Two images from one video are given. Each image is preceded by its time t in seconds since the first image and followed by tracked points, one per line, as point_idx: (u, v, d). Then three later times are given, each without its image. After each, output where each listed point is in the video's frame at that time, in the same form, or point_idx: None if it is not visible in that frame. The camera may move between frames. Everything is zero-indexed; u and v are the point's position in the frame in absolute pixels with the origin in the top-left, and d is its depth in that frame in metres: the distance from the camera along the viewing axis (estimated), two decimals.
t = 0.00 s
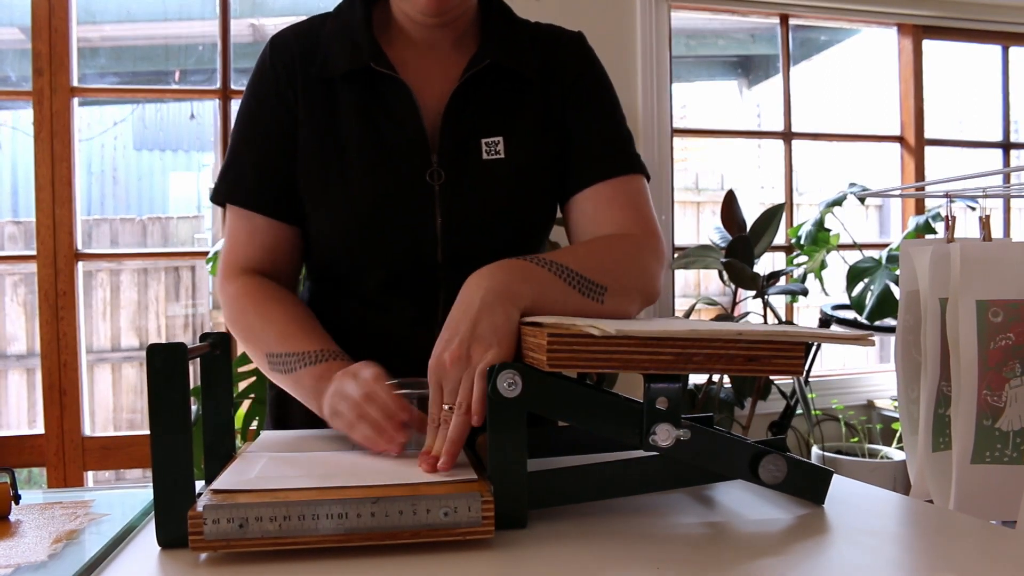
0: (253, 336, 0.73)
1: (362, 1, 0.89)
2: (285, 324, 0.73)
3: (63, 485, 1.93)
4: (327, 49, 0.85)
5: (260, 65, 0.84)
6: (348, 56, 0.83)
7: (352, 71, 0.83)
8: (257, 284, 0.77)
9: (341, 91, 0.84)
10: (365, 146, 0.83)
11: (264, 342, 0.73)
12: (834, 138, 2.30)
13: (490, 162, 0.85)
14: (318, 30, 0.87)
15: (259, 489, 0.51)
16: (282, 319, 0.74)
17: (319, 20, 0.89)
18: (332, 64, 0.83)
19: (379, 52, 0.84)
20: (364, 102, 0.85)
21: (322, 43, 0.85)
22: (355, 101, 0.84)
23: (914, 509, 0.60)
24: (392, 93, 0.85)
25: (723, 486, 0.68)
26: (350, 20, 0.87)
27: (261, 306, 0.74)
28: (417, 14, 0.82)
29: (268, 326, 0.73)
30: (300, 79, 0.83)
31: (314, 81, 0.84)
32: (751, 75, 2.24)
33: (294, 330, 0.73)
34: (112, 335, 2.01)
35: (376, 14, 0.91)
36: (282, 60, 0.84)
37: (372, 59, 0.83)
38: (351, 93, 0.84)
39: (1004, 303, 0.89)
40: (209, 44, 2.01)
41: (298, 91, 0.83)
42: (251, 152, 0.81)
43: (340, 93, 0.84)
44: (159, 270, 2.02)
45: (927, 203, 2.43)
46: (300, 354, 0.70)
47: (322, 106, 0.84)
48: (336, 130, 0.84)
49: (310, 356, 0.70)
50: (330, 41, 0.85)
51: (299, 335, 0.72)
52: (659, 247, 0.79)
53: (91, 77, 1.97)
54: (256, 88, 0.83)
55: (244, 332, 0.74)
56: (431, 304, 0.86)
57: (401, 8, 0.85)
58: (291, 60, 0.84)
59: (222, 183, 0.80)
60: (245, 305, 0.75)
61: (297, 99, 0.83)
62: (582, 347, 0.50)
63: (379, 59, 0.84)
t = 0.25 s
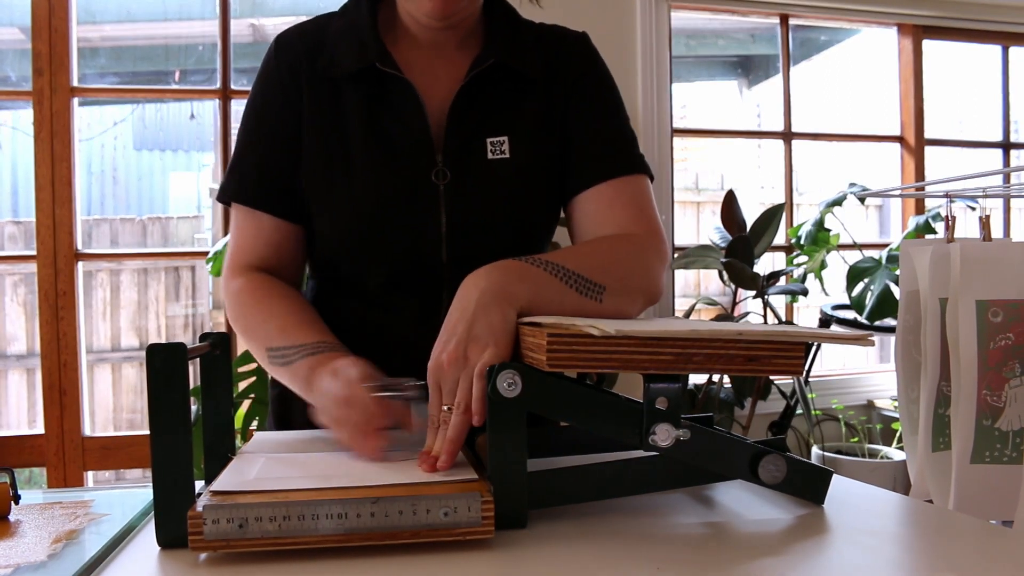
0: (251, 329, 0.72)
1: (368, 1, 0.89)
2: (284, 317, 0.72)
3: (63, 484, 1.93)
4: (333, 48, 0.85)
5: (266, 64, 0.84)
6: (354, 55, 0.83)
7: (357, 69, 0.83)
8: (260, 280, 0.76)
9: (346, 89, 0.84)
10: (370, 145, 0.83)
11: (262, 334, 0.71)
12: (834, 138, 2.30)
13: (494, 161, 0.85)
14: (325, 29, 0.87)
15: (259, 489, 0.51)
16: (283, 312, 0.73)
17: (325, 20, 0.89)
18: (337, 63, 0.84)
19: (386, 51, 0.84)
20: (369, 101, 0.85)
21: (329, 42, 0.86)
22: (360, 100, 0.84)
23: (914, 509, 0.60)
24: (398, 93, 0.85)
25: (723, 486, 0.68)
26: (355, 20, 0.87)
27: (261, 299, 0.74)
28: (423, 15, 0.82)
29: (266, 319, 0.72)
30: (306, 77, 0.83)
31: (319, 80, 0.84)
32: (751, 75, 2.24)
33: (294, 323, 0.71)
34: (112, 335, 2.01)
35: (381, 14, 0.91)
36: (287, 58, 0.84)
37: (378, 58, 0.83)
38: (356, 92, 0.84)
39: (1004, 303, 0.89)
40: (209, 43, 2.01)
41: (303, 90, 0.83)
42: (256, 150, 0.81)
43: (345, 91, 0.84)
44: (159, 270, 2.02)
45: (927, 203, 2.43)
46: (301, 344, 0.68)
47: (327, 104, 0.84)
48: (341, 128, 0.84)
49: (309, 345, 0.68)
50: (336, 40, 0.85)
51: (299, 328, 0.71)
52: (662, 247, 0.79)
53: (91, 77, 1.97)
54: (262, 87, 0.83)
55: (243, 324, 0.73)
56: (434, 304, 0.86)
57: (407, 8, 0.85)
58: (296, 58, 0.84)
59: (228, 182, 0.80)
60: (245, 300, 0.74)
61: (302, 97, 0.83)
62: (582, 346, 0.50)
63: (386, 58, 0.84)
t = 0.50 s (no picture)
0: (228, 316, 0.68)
1: None
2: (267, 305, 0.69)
3: (63, 484, 1.93)
4: (334, 45, 0.84)
5: (264, 59, 0.84)
6: (355, 52, 0.83)
7: (359, 66, 0.83)
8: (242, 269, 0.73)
9: (347, 85, 0.84)
10: (371, 142, 0.83)
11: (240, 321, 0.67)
12: (834, 138, 2.30)
13: (494, 157, 0.85)
14: (325, 26, 0.87)
15: (258, 489, 0.51)
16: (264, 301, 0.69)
17: (325, 17, 0.89)
18: (339, 59, 0.83)
19: (387, 47, 0.84)
20: (371, 97, 0.85)
21: (329, 38, 0.85)
22: (362, 97, 0.84)
23: (913, 509, 0.60)
24: (400, 91, 0.86)
25: (723, 486, 0.68)
26: (356, 16, 0.87)
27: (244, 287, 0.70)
28: (426, 13, 0.82)
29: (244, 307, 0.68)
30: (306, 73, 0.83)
31: (319, 75, 0.83)
32: (751, 75, 2.24)
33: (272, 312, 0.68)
34: (112, 335, 2.01)
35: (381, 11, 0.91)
36: (286, 51, 0.83)
37: (381, 55, 0.83)
38: (358, 89, 0.84)
39: (1004, 303, 0.89)
40: (209, 43, 2.01)
41: (302, 86, 0.83)
42: (252, 144, 0.80)
43: (346, 88, 0.84)
44: (159, 270, 2.02)
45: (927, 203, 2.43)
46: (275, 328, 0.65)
47: (327, 100, 0.83)
48: (342, 125, 0.84)
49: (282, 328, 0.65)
50: (337, 36, 0.85)
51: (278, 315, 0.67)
52: (661, 237, 0.78)
53: (91, 77, 1.97)
54: (260, 81, 0.82)
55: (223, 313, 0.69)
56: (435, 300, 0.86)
57: (410, 4, 0.84)
58: (295, 52, 0.84)
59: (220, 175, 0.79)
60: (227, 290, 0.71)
61: (301, 92, 0.83)
62: (582, 346, 0.50)
63: (388, 54, 0.84)
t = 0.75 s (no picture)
0: (197, 309, 0.67)
1: None
2: (238, 294, 0.68)
3: (63, 484, 1.93)
4: (325, 33, 0.84)
5: (247, 41, 0.82)
6: (348, 41, 0.83)
7: (352, 55, 0.83)
8: (206, 255, 0.71)
9: (337, 74, 0.84)
10: (364, 131, 0.84)
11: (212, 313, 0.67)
12: (834, 138, 2.30)
13: (487, 154, 0.88)
14: (313, 15, 0.86)
15: (259, 489, 0.51)
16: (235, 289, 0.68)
17: (311, 6, 0.88)
18: (330, 47, 0.83)
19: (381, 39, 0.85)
20: (362, 88, 0.85)
21: (318, 26, 0.85)
22: (354, 86, 0.84)
23: (913, 509, 0.60)
24: (394, 81, 0.86)
25: (723, 486, 0.68)
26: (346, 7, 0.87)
27: (211, 274, 0.68)
28: (423, 13, 0.82)
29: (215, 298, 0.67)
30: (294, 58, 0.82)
31: (307, 62, 0.83)
32: (751, 75, 2.24)
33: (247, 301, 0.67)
34: (112, 335, 2.01)
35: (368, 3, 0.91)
36: (272, 37, 0.82)
37: (374, 46, 0.84)
38: (349, 78, 0.84)
39: (1004, 303, 0.89)
40: (209, 44, 2.01)
41: (289, 69, 0.82)
42: (235, 126, 0.77)
43: (337, 77, 0.84)
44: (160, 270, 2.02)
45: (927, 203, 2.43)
46: (252, 321, 0.65)
47: (316, 87, 0.83)
48: (333, 113, 0.83)
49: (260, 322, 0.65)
50: (327, 25, 0.84)
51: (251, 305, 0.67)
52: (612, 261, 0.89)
53: (91, 77, 1.97)
54: (242, 61, 0.80)
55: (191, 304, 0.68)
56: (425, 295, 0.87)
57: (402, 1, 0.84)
58: (282, 38, 0.83)
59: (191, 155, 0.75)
60: (193, 277, 0.68)
61: (288, 78, 0.82)
62: (582, 346, 0.50)
63: (381, 46, 0.84)
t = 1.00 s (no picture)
0: (188, 303, 0.67)
1: None
2: (229, 287, 0.68)
3: (63, 484, 1.93)
4: (325, 27, 0.83)
5: (242, 28, 0.80)
6: (350, 41, 0.83)
7: (354, 55, 0.83)
8: (192, 246, 0.70)
9: (338, 72, 0.84)
10: (363, 130, 0.84)
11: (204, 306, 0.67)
12: (834, 138, 2.30)
13: (486, 164, 0.90)
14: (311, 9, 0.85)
15: (259, 489, 0.51)
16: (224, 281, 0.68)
17: None
18: (331, 44, 0.82)
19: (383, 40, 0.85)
20: (363, 87, 0.85)
21: (318, 20, 0.84)
22: (353, 84, 0.84)
23: (913, 509, 0.60)
24: (394, 83, 0.86)
25: (723, 486, 0.68)
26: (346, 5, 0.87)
27: (199, 266, 0.68)
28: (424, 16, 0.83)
29: (206, 292, 0.67)
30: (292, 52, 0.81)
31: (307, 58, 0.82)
32: (751, 75, 2.24)
33: (239, 293, 0.67)
34: (112, 335, 2.01)
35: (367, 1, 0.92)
36: (272, 28, 0.81)
37: (377, 47, 0.84)
38: (348, 76, 0.84)
39: (1004, 303, 0.88)
40: (209, 43, 2.02)
41: (287, 64, 0.81)
42: (232, 118, 0.76)
43: (336, 74, 0.84)
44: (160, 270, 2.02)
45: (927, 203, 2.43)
46: (249, 319, 0.65)
47: (316, 84, 0.82)
48: (331, 110, 0.83)
49: (262, 320, 0.65)
50: (328, 21, 0.84)
51: (244, 297, 0.67)
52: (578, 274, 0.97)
53: (91, 77, 1.97)
54: (239, 52, 0.78)
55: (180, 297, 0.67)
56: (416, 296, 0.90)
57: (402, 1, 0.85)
58: (281, 31, 0.82)
59: (181, 144, 0.73)
60: (179, 269, 0.67)
61: (287, 73, 0.81)
62: (583, 346, 0.50)
63: (384, 48, 0.85)
